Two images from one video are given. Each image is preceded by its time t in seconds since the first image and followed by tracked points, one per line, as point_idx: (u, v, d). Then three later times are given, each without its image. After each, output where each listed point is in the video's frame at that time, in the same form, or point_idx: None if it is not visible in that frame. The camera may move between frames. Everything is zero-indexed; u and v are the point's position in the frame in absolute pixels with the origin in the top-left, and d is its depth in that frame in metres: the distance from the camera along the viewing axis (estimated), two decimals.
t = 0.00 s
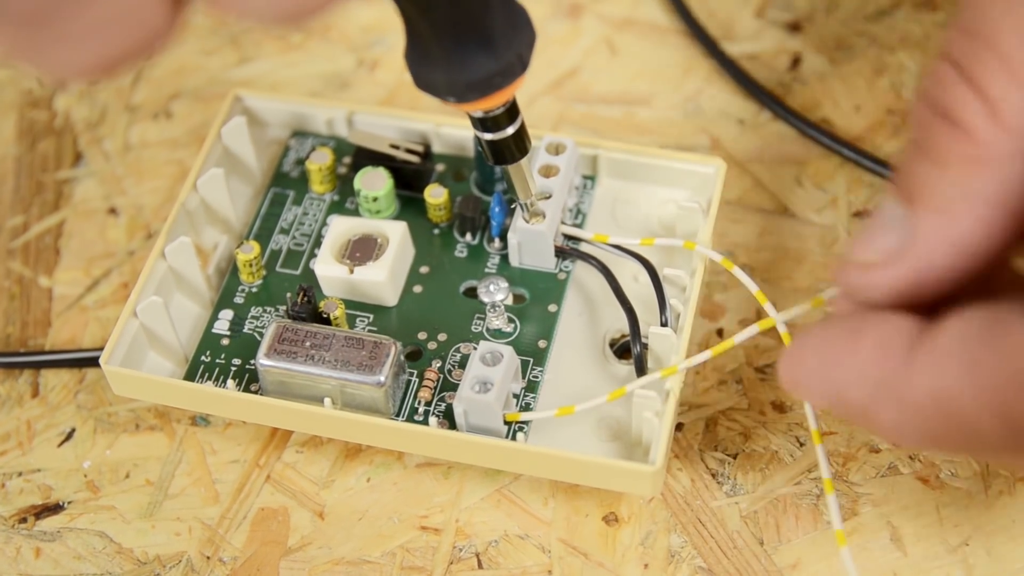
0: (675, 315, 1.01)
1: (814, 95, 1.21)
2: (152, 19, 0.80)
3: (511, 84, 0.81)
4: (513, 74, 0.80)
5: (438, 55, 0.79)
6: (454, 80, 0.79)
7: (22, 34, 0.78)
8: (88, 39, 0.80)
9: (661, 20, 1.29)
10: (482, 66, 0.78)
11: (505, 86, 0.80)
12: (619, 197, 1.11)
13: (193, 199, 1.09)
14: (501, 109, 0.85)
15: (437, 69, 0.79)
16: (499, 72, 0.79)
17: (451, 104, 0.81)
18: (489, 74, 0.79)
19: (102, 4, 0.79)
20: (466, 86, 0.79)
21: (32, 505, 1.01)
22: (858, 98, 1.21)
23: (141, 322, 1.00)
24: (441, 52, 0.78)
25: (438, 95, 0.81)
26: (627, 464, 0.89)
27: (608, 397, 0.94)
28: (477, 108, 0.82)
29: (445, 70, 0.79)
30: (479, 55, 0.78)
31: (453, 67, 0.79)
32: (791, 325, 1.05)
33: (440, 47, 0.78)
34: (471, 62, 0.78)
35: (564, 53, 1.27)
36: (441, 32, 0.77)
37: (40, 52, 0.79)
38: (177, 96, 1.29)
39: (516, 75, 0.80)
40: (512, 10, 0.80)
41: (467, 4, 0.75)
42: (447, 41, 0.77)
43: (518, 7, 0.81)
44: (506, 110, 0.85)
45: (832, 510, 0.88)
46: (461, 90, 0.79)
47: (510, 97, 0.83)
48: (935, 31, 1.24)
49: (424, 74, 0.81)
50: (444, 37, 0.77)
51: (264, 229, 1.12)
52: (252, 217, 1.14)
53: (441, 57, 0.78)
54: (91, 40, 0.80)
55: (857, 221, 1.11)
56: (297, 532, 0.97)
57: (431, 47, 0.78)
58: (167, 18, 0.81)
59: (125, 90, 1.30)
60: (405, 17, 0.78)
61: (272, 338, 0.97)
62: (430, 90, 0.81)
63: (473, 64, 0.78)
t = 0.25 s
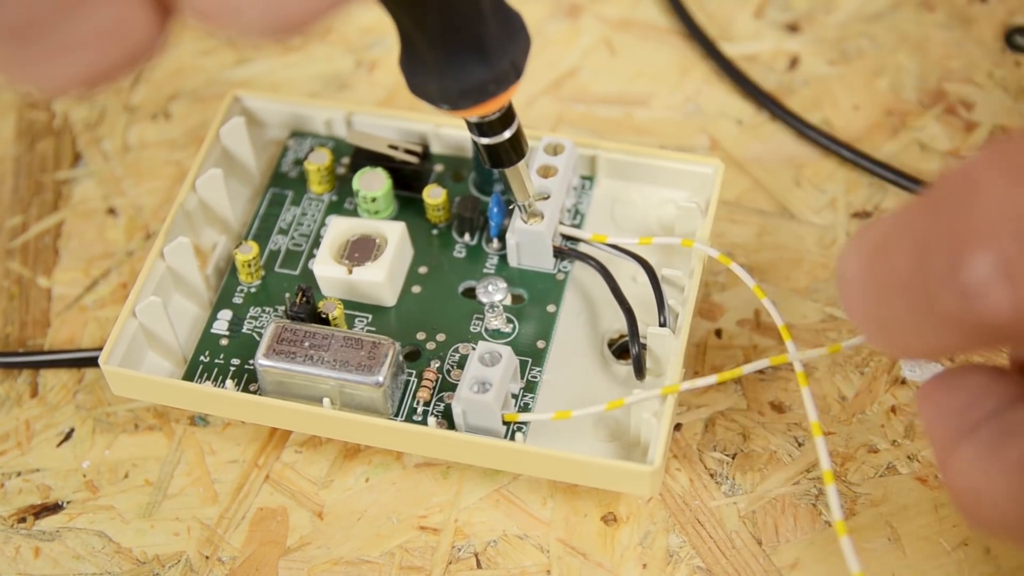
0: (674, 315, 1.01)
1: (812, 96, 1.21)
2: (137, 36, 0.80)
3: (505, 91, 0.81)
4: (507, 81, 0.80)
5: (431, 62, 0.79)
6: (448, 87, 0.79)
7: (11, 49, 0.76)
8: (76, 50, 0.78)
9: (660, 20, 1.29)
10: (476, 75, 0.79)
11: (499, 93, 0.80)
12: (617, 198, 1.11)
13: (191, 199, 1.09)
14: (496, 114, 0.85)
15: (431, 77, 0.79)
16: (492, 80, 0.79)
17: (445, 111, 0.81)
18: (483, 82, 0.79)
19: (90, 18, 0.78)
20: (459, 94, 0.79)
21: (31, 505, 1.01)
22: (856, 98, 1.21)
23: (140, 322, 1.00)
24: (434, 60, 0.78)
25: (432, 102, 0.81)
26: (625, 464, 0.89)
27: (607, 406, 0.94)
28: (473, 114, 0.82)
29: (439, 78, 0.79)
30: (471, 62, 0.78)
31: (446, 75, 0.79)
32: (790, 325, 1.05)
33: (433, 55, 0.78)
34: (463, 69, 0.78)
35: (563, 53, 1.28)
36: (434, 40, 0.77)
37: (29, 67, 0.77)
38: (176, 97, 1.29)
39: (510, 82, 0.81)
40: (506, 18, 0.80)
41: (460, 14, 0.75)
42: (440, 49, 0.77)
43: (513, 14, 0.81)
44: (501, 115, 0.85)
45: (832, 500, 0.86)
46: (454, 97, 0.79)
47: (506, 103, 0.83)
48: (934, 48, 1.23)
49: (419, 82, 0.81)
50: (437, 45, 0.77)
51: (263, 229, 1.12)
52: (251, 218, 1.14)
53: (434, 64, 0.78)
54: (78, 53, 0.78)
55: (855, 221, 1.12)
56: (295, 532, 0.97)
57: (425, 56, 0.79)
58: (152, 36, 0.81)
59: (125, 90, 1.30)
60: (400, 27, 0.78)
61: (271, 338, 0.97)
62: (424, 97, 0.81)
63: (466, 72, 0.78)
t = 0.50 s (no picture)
0: (677, 316, 1.01)
1: (815, 96, 1.22)
2: (132, 33, 0.79)
3: (507, 92, 0.81)
4: (509, 81, 0.80)
5: (432, 62, 0.79)
6: (449, 87, 0.79)
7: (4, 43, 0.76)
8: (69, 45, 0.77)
9: (662, 21, 1.29)
10: (477, 74, 0.79)
11: (501, 93, 0.80)
12: (620, 198, 1.11)
13: (195, 200, 1.09)
14: (499, 114, 0.85)
15: (432, 76, 0.79)
16: (493, 80, 0.79)
17: (447, 111, 0.81)
18: (484, 82, 0.79)
19: (84, 13, 0.77)
20: (461, 93, 0.79)
21: (34, 506, 1.01)
22: (859, 99, 1.21)
23: (143, 323, 1.00)
24: (435, 59, 0.78)
25: (434, 102, 0.81)
26: (629, 464, 0.89)
27: (612, 407, 0.93)
28: (475, 114, 0.82)
29: (440, 77, 0.79)
30: (473, 62, 0.78)
31: (448, 74, 0.79)
32: (793, 325, 1.05)
33: (435, 54, 0.78)
34: (465, 69, 0.78)
35: (566, 54, 1.28)
36: (434, 39, 0.77)
37: (20, 61, 0.76)
38: (179, 97, 1.29)
39: (511, 82, 0.80)
40: (509, 19, 0.80)
41: (461, 14, 0.76)
42: (441, 48, 0.77)
43: (515, 15, 0.81)
44: (504, 115, 0.85)
45: (832, 502, 0.86)
46: (455, 96, 0.79)
47: (508, 102, 0.83)
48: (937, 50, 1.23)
49: (421, 81, 0.81)
50: (439, 44, 0.77)
51: (266, 229, 1.12)
52: (254, 218, 1.14)
53: (436, 64, 0.78)
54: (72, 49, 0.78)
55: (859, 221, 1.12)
56: (299, 533, 0.97)
57: (427, 56, 0.79)
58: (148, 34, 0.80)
59: (127, 91, 1.30)
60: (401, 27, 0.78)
61: (275, 339, 0.97)
62: (425, 96, 0.81)
63: (467, 72, 0.78)
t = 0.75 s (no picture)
0: (679, 317, 1.01)
1: (816, 97, 1.22)
2: (133, 30, 0.78)
3: (508, 92, 0.81)
4: (510, 81, 0.80)
5: (433, 62, 0.79)
6: (450, 87, 0.79)
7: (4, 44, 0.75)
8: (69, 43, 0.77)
9: (663, 21, 1.29)
10: (479, 74, 0.78)
11: (502, 94, 0.80)
12: (621, 199, 1.12)
13: (196, 201, 1.09)
14: (500, 114, 0.85)
15: (433, 77, 0.79)
16: (495, 80, 0.79)
17: (448, 111, 0.81)
18: (485, 82, 0.79)
19: (82, 13, 0.76)
20: (461, 93, 0.79)
21: (35, 506, 1.01)
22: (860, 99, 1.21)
23: (144, 324, 1.00)
24: (436, 59, 0.78)
25: (436, 102, 0.81)
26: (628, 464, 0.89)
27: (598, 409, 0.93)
28: (476, 114, 0.82)
29: (441, 77, 0.79)
30: (474, 62, 0.78)
31: (448, 74, 0.79)
32: (794, 325, 1.05)
33: (436, 54, 0.78)
34: (466, 69, 0.78)
35: (567, 54, 1.28)
36: (435, 39, 0.77)
37: (21, 61, 0.76)
38: (180, 98, 1.29)
39: (513, 83, 0.80)
40: (510, 19, 0.80)
41: (462, 14, 0.76)
42: (442, 48, 0.77)
43: (517, 15, 0.81)
44: (506, 115, 0.85)
45: (837, 499, 0.86)
46: (456, 97, 0.79)
47: (509, 103, 0.83)
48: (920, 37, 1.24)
49: (422, 81, 0.81)
50: (439, 44, 0.77)
51: (267, 230, 1.12)
52: (255, 219, 1.14)
53: (436, 64, 0.79)
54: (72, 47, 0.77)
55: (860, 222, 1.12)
56: (300, 534, 0.97)
57: (428, 56, 0.79)
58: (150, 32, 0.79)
59: (128, 92, 1.30)
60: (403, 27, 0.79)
61: (276, 339, 0.98)
62: (427, 96, 0.81)
63: (469, 72, 0.78)
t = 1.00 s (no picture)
0: (679, 317, 1.02)
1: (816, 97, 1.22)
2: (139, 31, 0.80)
3: (511, 94, 0.80)
4: (513, 82, 0.80)
5: (435, 64, 0.79)
6: (452, 88, 0.79)
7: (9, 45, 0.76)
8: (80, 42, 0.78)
9: (663, 22, 1.30)
10: (481, 75, 0.78)
11: (504, 95, 0.80)
12: (621, 199, 1.12)
13: (196, 201, 1.09)
14: (502, 115, 0.85)
15: (436, 78, 0.79)
16: (497, 82, 0.79)
17: (450, 113, 0.81)
18: (487, 83, 0.79)
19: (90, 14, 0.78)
20: (464, 95, 0.79)
21: (35, 507, 1.01)
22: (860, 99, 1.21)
23: (144, 324, 1.00)
24: (438, 60, 0.78)
25: (438, 104, 0.81)
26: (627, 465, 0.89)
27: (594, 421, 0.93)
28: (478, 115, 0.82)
29: (444, 79, 0.79)
30: (476, 63, 0.78)
31: (451, 76, 0.79)
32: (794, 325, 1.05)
33: (438, 56, 0.78)
34: (468, 70, 0.78)
35: (567, 55, 1.28)
36: (436, 38, 0.77)
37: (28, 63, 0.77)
38: (180, 98, 1.29)
39: (515, 84, 0.80)
40: (512, 21, 0.80)
41: (464, 16, 0.76)
42: (444, 50, 0.78)
43: (519, 17, 0.81)
44: (507, 116, 0.85)
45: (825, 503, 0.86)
46: (459, 98, 0.79)
47: (511, 104, 0.83)
48: (913, 28, 1.23)
49: (424, 82, 0.81)
50: (441, 45, 0.77)
51: (267, 231, 1.12)
52: (255, 219, 1.14)
53: (439, 65, 0.79)
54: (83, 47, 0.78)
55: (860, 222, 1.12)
56: (300, 534, 0.97)
57: (430, 57, 0.79)
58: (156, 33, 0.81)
59: (128, 92, 1.30)
60: (407, 29, 0.79)
61: (276, 340, 0.98)
62: (429, 98, 0.81)
63: (471, 73, 0.78)
